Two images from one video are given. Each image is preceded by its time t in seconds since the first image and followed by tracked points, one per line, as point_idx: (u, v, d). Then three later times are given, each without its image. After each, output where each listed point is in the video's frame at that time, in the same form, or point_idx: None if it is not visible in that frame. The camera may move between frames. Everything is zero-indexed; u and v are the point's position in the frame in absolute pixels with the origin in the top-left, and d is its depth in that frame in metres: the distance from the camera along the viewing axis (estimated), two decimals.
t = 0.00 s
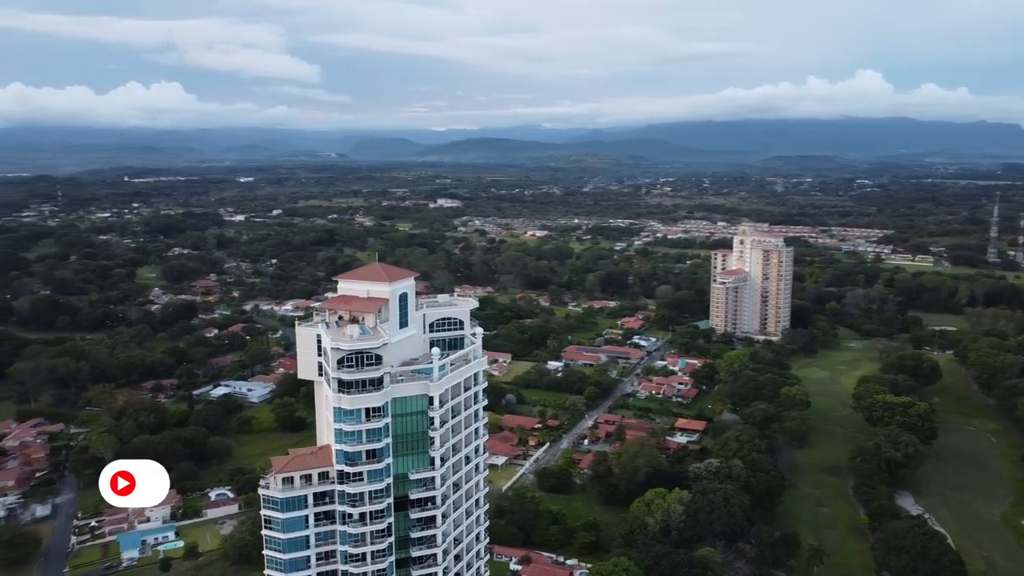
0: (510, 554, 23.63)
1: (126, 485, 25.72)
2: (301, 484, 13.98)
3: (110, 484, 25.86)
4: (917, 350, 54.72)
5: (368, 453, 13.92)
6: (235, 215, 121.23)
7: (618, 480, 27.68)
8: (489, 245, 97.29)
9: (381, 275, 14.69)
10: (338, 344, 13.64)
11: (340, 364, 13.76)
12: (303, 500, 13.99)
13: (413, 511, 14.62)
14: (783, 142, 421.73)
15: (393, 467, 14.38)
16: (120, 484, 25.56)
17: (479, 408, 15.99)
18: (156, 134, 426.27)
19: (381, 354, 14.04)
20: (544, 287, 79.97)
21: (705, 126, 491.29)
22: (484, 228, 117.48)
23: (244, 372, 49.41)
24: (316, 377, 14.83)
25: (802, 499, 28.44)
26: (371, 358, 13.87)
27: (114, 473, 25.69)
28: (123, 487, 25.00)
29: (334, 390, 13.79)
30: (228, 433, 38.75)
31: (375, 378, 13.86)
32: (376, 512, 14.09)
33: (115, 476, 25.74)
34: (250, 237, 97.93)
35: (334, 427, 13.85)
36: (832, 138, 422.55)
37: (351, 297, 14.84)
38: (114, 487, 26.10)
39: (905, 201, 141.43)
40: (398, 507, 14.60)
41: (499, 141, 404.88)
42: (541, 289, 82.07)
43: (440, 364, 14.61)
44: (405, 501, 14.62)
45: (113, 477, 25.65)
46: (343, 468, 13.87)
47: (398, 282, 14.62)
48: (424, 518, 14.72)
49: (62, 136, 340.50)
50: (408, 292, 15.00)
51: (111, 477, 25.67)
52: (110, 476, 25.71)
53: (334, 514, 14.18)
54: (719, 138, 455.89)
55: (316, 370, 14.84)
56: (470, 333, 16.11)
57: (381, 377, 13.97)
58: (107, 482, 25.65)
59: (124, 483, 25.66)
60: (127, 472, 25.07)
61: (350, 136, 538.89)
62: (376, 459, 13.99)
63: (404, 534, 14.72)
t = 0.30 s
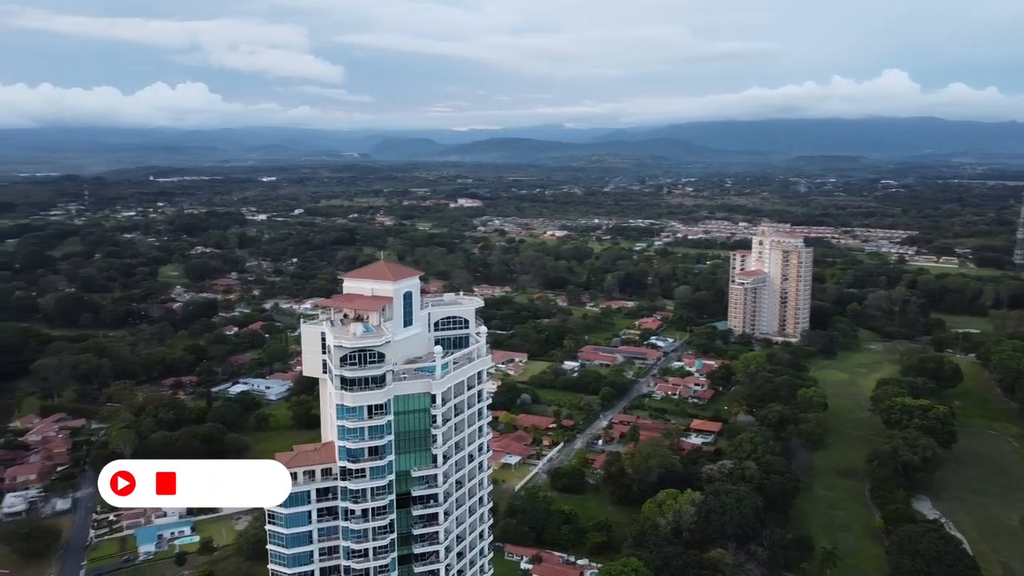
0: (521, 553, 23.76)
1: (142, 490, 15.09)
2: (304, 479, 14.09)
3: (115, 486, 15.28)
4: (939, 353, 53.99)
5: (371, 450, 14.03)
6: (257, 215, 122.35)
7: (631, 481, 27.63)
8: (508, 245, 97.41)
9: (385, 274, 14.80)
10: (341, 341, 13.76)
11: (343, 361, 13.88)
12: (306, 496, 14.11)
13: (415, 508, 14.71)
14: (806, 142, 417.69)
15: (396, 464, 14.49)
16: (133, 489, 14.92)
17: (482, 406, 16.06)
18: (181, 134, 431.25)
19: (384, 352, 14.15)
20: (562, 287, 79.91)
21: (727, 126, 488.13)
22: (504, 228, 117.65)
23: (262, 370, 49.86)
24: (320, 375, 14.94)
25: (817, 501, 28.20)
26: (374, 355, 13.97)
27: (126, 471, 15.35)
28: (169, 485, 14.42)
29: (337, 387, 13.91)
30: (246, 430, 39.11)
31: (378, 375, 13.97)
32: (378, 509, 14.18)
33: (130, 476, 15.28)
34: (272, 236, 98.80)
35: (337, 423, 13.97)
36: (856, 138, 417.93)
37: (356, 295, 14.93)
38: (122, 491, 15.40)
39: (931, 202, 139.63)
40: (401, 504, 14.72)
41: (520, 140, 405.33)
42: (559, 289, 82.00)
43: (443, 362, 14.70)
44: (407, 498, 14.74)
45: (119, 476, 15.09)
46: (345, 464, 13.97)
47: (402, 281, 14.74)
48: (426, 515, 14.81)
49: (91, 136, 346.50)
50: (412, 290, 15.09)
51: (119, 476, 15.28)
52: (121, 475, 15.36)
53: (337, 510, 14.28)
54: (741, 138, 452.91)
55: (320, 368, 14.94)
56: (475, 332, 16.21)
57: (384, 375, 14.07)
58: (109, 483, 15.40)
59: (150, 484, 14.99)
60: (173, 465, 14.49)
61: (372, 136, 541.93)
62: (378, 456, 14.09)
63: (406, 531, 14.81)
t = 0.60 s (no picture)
0: (532, 552, 23.83)
1: (144, 491, 13.46)
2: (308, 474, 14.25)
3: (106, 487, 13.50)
4: (961, 355, 53.22)
5: (373, 447, 14.13)
6: (279, 214, 123.44)
7: (643, 482, 27.55)
8: (528, 245, 97.47)
9: (389, 272, 14.92)
10: (344, 339, 13.88)
11: (346, 358, 14.00)
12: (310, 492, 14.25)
13: (418, 505, 14.79)
14: (830, 142, 413.26)
15: (398, 461, 14.59)
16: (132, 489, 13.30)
17: (486, 405, 16.12)
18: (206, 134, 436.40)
19: (387, 349, 14.26)
20: (580, 287, 79.81)
21: (750, 126, 484.23)
22: (525, 228, 117.69)
23: (280, 368, 50.28)
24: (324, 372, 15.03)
25: (832, 504, 27.95)
26: (376, 354, 14.07)
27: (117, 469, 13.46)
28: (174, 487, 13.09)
29: (340, 384, 14.02)
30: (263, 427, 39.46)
31: (380, 372, 14.08)
32: (381, 505, 14.29)
33: (122, 475, 13.42)
34: (293, 235, 99.63)
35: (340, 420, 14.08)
36: (881, 138, 413.05)
37: (361, 293, 15.05)
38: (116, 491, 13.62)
39: (957, 203, 137.66)
40: (403, 501, 14.82)
41: (541, 140, 404.81)
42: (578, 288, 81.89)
43: (446, 360, 14.79)
44: (410, 495, 14.83)
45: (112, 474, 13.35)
46: (348, 461, 14.09)
47: (406, 280, 14.86)
48: (429, 512, 14.89)
49: (119, 136, 351.62)
50: (417, 289, 15.20)
51: (110, 478, 13.43)
52: (110, 476, 13.51)
53: (340, 506, 14.40)
54: (764, 138, 449.02)
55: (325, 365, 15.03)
56: (480, 330, 16.31)
57: (387, 372, 14.18)
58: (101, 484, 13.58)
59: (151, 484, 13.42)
60: (177, 466, 13.13)
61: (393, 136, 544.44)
62: (380, 453, 14.19)
63: (409, 527, 14.89)
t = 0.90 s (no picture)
0: (544, 552, 23.85)
1: (143, 491, 14.55)
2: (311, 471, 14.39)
3: (108, 487, 14.55)
4: (985, 359, 52.37)
5: (376, 444, 14.21)
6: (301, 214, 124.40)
7: (656, 483, 27.48)
8: (547, 245, 97.42)
9: (394, 272, 15.00)
10: (347, 337, 13.93)
11: (350, 356, 14.08)
12: (313, 488, 14.43)
13: (420, 502, 14.88)
14: (855, 142, 408.27)
15: (400, 458, 14.66)
16: (132, 488, 14.35)
17: (490, 403, 16.15)
18: (230, 134, 440.96)
19: (390, 347, 14.30)
20: (598, 287, 79.66)
21: (773, 127, 479.99)
22: (544, 228, 117.57)
23: (298, 366, 50.69)
24: (329, 370, 15.11)
25: (847, 508, 27.68)
26: (380, 351, 14.16)
27: (117, 469, 14.55)
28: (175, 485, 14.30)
29: (344, 381, 14.10)
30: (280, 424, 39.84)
31: (383, 370, 14.16)
32: (383, 502, 14.37)
33: (122, 475, 14.52)
34: (314, 235, 100.40)
35: (344, 417, 14.17)
36: (907, 138, 407.31)
37: (366, 292, 15.11)
38: (116, 491, 14.74)
39: (985, 204, 135.42)
40: (406, 498, 14.87)
41: (563, 140, 403.91)
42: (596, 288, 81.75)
43: (449, 359, 14.84)
44: (412, 492, 14.89)
45: (114, 476, 14.38)
46: (351, 457, 14.19)
47: (410, 279, 14.94)
48: (431, 510, 14.95)
49: (145, 137, 356.39)
50: (422, 288, 15.27)
51: (110, 477, 14.53)
52: (111, 475, 14.62)
53: (344, 502, 14.53)
54: (787, 138, 444.73)
55: (330, 363, 15.11)
56: (485, 329, 16.40)
57: (390, 370, 14.26)
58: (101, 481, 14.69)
59: (151, 485, 14.50)
60: (175, 466, 14.29)
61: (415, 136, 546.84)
62: (383, 449, 14.27)
63: (411, 525, 14.97)
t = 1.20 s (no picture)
0: (555, 552, 23.87)
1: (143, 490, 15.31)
2: (315, 467, 14.51)
3: (108, 488, 15.27)
4: (1009, 362, 51.56)
5: (380, 441, 14.30)
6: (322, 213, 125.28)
7: (669, 484, 27.39)
8: (566, 245, 97.31)
9: (399, 270, 15.06)
10: (350, 335, 14.01)
11: (353, 354, 14.16)
12: (318, 483, 14.57)
13: (423, 499, 14.98)
14: (880, 142, 403.31)
15: (403, 456, 14.75)
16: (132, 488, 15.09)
17: (494, 401, 16.23)
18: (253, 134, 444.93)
19: (393, 345, 14.37)
20: (617, 287, 79.43)
21: (796, 127, 475.40)
22: (564, 228, 117.41)
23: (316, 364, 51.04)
24: (334, 368, 15.20)
25: (862, 511, 27.41)
26: (383, 349, 14.23)
27: (118, 469, 15.28)
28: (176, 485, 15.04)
29: (347, 379, 14.20)
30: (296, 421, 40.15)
31: (387, 368, 14.22)
32: (386, 498, 14.47)
33: (123, 475, 15.26)
34: (335, 234, 101.06)
35: (347, 414, 14.28)
36: (933, 138, 401.57)
37: (372, 290, 15.17)
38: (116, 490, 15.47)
39: (1012, 205, 133.25)
40: (409, 495, 14.96)
41: (583, 140, 402.81)
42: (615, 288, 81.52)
43: (453, 358, 14.92)
44: (416, 489, 14.98)
45: (114, 477, 15.11)
46: (354, 454, 14.29)
47: (415, 278, 14.99)
48: (434, 506, 15.05)
49: (170, 136, 360.37)
50: (426, 287, 15.33)
51: (111, 478, 15.24)
52: (112, 475, 15.33)
53: (347, 498, 14.66)
54: (811, 138, 440.21)
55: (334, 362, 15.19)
56: (490, 328, 16.50)
57: (393, 368, 14.32)
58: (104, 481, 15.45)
59: (151, 485, 15.23)
60: (174, 467, 15.01)
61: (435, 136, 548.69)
62: (386, 447, 14.36)
63: (414, 521, 15.07)
